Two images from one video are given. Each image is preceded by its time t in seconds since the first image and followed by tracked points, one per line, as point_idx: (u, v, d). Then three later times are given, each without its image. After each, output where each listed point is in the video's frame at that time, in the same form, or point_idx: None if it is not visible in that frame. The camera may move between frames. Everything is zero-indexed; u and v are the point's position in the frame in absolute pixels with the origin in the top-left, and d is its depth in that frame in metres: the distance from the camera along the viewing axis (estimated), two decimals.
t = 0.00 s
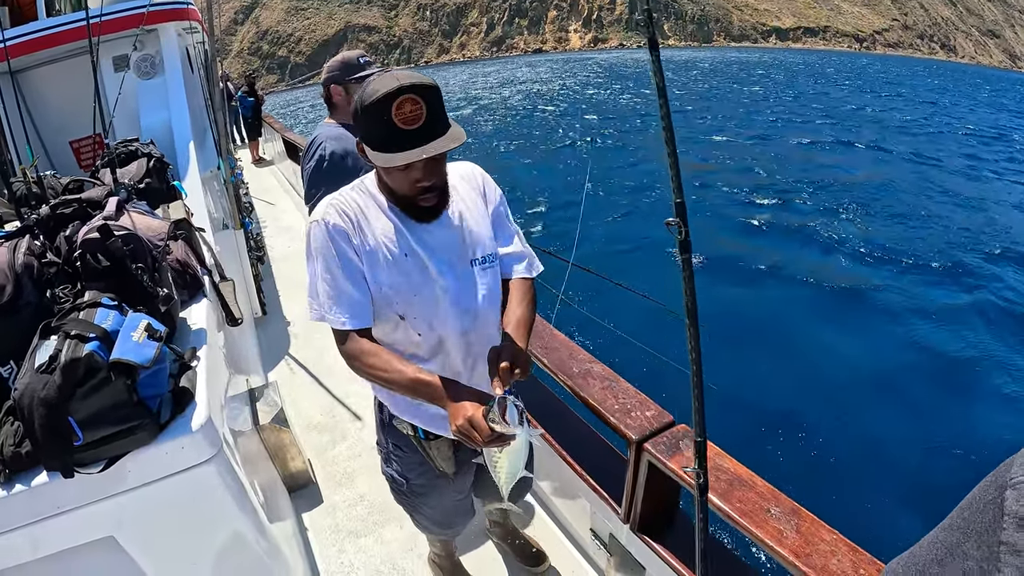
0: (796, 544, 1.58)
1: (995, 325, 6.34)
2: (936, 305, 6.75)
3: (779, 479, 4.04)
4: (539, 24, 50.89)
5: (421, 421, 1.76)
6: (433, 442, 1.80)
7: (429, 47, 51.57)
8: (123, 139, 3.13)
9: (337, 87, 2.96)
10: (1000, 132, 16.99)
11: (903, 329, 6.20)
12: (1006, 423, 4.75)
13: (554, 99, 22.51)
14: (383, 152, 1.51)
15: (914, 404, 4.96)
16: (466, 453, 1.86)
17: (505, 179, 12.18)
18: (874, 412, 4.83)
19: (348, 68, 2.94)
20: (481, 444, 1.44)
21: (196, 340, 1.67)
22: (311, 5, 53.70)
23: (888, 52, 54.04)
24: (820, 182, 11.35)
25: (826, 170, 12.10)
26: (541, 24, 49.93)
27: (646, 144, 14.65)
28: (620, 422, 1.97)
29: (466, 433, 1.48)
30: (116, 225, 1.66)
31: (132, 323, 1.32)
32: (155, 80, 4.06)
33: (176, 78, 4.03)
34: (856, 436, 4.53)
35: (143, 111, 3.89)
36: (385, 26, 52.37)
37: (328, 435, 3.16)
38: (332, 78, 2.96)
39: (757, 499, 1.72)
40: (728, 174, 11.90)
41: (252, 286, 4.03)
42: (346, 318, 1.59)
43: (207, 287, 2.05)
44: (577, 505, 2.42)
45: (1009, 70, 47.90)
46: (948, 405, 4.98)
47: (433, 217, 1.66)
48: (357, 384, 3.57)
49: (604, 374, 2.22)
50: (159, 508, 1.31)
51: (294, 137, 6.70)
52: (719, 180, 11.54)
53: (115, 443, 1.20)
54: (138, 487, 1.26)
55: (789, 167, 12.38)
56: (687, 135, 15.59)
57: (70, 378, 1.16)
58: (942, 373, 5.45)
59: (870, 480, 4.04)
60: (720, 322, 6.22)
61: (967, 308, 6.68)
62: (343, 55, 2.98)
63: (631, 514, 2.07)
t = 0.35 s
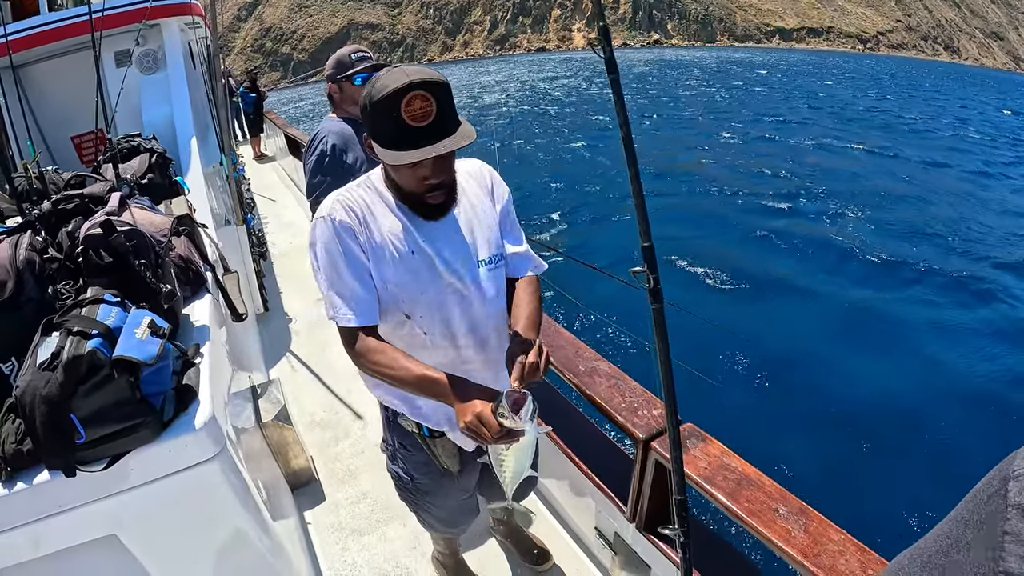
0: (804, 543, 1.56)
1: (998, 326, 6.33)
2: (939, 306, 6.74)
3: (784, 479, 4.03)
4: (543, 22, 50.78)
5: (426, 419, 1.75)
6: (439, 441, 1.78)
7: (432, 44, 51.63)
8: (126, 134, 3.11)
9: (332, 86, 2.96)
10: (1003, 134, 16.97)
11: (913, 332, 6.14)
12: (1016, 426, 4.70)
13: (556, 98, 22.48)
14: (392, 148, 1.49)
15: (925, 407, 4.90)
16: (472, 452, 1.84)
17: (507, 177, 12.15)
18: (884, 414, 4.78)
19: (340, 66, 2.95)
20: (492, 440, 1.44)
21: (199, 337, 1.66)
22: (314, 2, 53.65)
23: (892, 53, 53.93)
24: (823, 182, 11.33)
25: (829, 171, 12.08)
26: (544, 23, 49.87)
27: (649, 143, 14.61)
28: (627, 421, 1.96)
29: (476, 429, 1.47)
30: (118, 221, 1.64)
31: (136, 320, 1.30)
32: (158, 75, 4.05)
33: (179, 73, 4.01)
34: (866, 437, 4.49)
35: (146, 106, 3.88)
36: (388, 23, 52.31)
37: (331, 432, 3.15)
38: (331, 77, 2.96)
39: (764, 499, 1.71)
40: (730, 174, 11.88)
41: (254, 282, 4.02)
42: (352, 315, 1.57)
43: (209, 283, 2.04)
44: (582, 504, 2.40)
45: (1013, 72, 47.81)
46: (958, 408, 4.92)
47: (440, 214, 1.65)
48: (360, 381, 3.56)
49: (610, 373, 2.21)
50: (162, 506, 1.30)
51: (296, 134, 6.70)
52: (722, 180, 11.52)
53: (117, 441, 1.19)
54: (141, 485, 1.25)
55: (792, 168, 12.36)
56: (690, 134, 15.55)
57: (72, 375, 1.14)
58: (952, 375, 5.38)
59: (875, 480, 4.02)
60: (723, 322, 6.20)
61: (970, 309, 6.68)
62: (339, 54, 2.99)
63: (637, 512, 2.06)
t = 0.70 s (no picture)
0: (810, 541, 1.56)
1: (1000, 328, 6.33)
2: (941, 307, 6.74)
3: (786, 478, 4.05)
4: (546, 21, 50.69)
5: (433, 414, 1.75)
6: (445, 437, 1.77)
7: (435, 43, 51.58)
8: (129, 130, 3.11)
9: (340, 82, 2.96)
10: (1005, 136, 16.96)
11: (914, 330, 6.16)
12: (1018, 425, 4.71)
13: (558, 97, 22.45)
14: (402, 142, 1.49)
15: (925, 404, 4.93)
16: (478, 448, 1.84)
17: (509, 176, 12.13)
18: (883, 411, 4.81)
19: (348, 61, 2.95)
20: (504, 432, 1.45)
21: (203, 333, 1.65)
22: None
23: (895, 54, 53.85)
24: (825, 183, 11.32)
25: (832, 171, 12.07)
26: (547, 22, 49.81)
27: (652, 143, 14.59)
28: (633, 418, 1.95)
29: (487, 422, 1.48)
30: (123, 218, 1.64)
31: (141, 317, 1.30)
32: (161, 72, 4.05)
33: (182, 70, 4.01)
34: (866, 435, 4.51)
35: (149, 103, 3.87)
36: (391, 21, 52.26)
37: (335, 429, 3.15)
38: (339, 74, 2.97)
39: (770, 496, 1.70)
40: (732, 174, 11.88)
41: (257, 279, 4.01)
42: (361, 311, 1.57)
43: (213, 280, 2.03)
44: (587, 502, 2.40)
45: (1016, 74, 47.75)
46: (959, 406, 4.94)
47: (448, 209, 1.64)
48: (363, 378, 3.56)
49: (616, 370, 2.21)
50: (168, 503, 1.29)
51: (299, 131, 6.69)
52: (724, 180, 11.51)
53: (123, 439, 1.18)
54: (146, 483, 1.25)
55: (794, 168, 12.34)
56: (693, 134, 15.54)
57: (78, 372, 1.14)
58: (955, 373, 5.40)
59: (877, 479, 4.04)
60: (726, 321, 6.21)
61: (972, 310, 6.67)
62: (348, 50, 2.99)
63: (642, 510, 2.05)
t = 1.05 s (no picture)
0: (810, 537, 1.55)
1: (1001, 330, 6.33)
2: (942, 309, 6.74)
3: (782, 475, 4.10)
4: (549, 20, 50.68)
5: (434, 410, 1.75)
6: (446, 432, 1.78)
7: (437, 42, 51.55)
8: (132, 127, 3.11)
9: (348, 79, 2.94)
10: (1007, 138, 16.96)
11: (916, 335, 6.18)
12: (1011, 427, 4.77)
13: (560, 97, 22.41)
14: (407, 141, 1.50)
15: (925, 409, 4.96)
16: (480, 444, 1.85)
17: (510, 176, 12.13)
18: (883, 415, 4.83)
19: (356, 60, 2.94)
20: (509, 424, 1.46)
21: (205, 330, 1.66)
22: None
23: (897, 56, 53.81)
24: (827, 184, 11.32)
25: (833, 173, 12.06)
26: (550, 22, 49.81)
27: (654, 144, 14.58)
28: (634, 415, 1.95)
29: (490, 416, 1.48)
30: (126, 214, 1.64)
31: (144, 314, 1.30)
32: (162, 70, 4.05)
33: (183, 68, 4.01)
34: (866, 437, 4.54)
35: (150, 100, 3.87)
36: (394, 20, 52.27)
37: (336, 426, 3.15)
38: (345, 71, 2.96)
39: (771, 493, 1.70)
40: (734, 175, 11.87)
41: (258, 276, 4.02)
42: (361, 308, 1.57)
43: (215, 277, 2.03)
44: (588, 500, 2.40)
45: (1018, 77, 47.74)
46: (957, 411, 4.97)
47: (451, 206, 1.64)
48: (364, 375, 3.56)
49: (618, 368, 2.21)
50: (171, 498, 1.29)
51: (300, 129, 6.70)
52: (726, 181, 11.51)
53: (127, 435, 1.18)
54: (150, 479, 1.25)
55: (796, 169, 12.34)
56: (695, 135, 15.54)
57: (82, 369, 1.14)
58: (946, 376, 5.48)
59: (869, 477, 4.09)
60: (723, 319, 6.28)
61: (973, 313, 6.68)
62: (356, 47, 2.98)
63: (643, 507, 2.05)
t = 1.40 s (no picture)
0: (809, 535, 1.56)
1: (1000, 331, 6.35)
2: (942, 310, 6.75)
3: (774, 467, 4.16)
4: (551, 19, 50.63)
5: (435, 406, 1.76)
6: (446, 429, 1.79)
7: (439, 40, 51.52)
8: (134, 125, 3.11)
9: (359, 74, 2.92)
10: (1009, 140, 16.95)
11: (919, 339, 6.15)
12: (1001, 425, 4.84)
13: (562, 96, 22.40)
14: (407, 141, 1.50)
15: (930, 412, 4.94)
16: (480, 441, 1.85)
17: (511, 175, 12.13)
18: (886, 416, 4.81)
19: (370, 56, 2.93)
20: (516, 411, 1.48)
21: (207, 327, 1.66)
22: None
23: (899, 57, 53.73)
24: (828, 185, 11.32)
25: (834, 174, 12.06)
26: (552, 21, 49.78)
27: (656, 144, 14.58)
28: (634, 413, 1.96)
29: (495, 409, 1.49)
30: (129, 212, 1.64)
31: (147, 311, 1.31)
32: (164, 69, 4.05)
33: (186, 67, 4.01)
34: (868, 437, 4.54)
35: (152, 99, 3.88)
36: (396, 18, 52.22)
37: (338, 424, 3.16)
38: (356, 64, 2.92)
39: (770, 490, 1.70)
40: (735, 176, 11.87)
41: (259, 273, 4.02)
42: (360, 307, 1.57)
43: (217, 275, 2.04)
44: (589, 498, 2.40)
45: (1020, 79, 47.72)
46: (950, 407, 5.04)
47: (453, 206, 1.64)
48: (366, 373, 3.57)
49: (618, 365, 2.22)
50: (173, 495, 1.30)
51: (302, 126, 6.70)
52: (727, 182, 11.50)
53: (130, 433, 1.19)
54: (153, 476, 1.25)
55: (797, 170, 12.34)
56: (696, 134, 15.53)
57: (86, 366, 1.15)
58: (941, 372, 5.53)
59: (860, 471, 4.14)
60: (721, 315, 6.35)
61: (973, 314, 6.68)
62: (367, 44, 2.96)
63: (643, 504, 2.06)
